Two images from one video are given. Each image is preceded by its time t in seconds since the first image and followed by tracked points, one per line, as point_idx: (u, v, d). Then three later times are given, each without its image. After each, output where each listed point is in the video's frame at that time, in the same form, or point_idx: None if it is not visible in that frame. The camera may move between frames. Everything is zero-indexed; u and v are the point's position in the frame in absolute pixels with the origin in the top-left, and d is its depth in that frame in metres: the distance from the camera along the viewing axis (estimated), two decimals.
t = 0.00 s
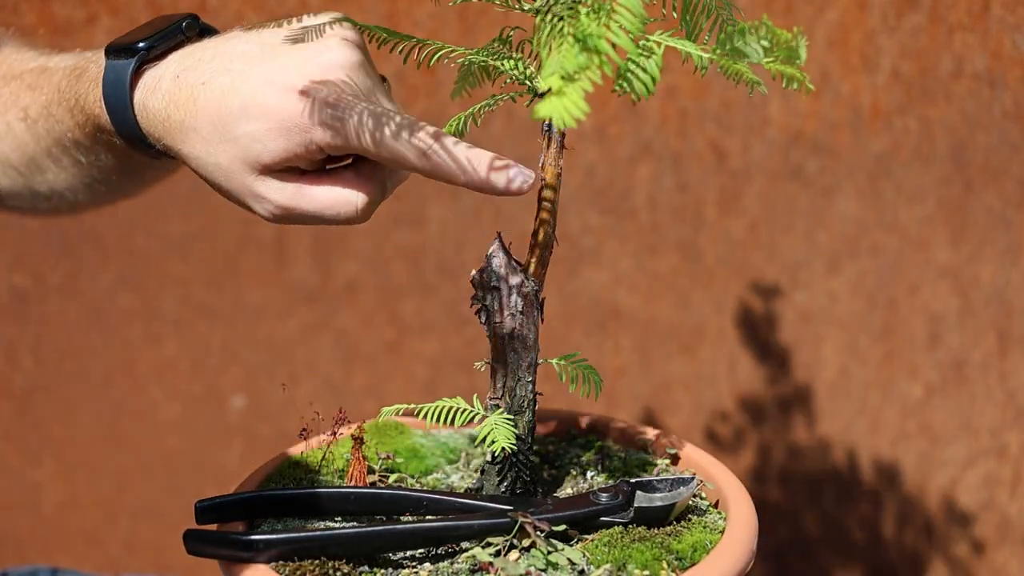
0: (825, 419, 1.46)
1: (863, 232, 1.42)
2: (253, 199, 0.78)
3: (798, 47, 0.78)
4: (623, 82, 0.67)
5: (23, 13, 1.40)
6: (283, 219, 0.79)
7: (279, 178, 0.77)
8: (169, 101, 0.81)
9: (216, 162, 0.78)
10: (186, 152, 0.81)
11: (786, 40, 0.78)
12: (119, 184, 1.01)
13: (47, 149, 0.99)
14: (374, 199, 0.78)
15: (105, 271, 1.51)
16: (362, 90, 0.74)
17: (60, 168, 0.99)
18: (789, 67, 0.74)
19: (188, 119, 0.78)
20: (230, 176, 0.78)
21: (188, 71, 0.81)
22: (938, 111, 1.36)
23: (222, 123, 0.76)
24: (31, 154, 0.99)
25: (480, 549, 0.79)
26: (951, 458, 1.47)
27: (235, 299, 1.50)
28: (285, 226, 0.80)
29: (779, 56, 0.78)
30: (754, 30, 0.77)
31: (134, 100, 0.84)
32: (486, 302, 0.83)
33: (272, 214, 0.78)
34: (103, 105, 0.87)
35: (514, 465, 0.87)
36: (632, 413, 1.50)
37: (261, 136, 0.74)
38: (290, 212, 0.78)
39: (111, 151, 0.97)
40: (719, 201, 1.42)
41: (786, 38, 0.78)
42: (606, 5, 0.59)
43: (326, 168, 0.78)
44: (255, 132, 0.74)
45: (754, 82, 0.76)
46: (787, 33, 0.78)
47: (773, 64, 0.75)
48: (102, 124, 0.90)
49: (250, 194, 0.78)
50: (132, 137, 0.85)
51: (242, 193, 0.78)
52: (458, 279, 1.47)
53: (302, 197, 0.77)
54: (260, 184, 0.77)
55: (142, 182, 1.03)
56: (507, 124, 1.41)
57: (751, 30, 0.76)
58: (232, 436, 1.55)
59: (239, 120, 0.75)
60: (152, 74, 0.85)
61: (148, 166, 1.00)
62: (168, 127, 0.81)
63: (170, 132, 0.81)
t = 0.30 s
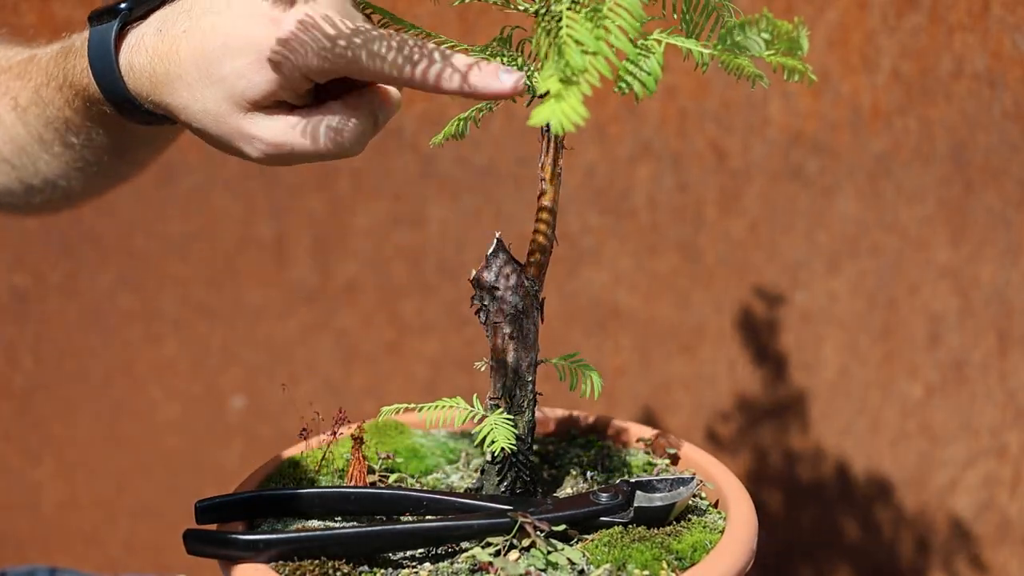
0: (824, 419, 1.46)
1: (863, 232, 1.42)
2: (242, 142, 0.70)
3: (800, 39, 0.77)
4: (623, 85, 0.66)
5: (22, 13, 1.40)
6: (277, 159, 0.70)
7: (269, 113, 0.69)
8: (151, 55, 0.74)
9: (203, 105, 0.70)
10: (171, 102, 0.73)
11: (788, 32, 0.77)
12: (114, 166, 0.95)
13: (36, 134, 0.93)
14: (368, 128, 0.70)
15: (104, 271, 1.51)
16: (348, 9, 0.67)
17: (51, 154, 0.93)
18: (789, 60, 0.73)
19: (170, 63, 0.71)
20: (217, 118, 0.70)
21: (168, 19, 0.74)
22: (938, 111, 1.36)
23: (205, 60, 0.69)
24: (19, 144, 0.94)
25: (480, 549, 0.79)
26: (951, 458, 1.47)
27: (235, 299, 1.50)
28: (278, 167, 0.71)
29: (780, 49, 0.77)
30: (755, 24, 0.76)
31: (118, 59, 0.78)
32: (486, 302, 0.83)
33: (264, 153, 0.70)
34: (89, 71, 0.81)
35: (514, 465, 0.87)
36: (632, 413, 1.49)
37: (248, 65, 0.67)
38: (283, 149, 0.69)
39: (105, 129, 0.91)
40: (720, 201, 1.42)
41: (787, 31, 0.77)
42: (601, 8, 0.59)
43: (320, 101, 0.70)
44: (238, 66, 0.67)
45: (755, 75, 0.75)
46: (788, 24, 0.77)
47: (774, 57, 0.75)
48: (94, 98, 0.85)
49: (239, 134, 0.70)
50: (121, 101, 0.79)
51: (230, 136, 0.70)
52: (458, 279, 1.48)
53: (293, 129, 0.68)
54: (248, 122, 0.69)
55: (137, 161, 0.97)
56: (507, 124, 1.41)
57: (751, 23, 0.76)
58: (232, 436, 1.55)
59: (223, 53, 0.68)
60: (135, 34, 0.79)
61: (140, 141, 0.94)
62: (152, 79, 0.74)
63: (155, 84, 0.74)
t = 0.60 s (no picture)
0: (824, 419, 1.46)
1: (863, 232, 1.42)
2: (249, 132, 0.67)
3: (796, 41, 0.78)
4: (623, 83, 0.67)
5: (22, 13, 1.40)
6: (286, 148, 0.67)
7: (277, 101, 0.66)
8: (156, 52, 0.71)
9: (208, 98, 0.67)
10: (175, 99, 0.70)
11: (784, 33, 0.78)
12: (115, 170, 0.92)
13: (36, 141, 0.90)
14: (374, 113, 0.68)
15: (105, 271, 1.51)
16: None
17: (50, 161, 0.90)
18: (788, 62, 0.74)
19: (174, 59, 0.69)
20: (223, 109, 0.67)
21: (171, 20, 0.72)
22: (938, 111, 1.36)
23: (210, 52, 0.66)
24: (18, 152, 0.91)
25: (480, 549, 0.79)
26: (951, 458, 1.47)
27: (235, 299, 1.50)
28: (287, 157, 0.67)
29: (778, 51, 0.78)
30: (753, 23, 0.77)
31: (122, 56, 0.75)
32: (486, 302, 0.83)
33: (271, 142, 0.66)
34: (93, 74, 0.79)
35: (515, 465, 0.87)
36: (631, 413, 1.49)
37: (254, 52, 0.64)
38: (293, 136, 0.66)
39: (105, 134, 0.87)
40: (720, 201, 1.42)
41: (784, 32, 0.78)
42: (601, 6, 0.59)
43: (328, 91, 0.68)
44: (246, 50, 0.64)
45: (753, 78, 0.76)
46: (785, 26, 0.78)
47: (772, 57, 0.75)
48: (96, 101, 0.82)
49: (245, 124, 0.66)
50: (128, 103, 0.76)
51: (236, 127, 0.67)
52: (458, 279, 1.48)
53: (303, 114, 0.65)
54: (256, 110, 0.66)
55: (139, 166, 0.93)
56: (507, 124, 1.41)
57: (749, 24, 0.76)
58: (233, 436, 1.55)
59: (228, 43, 0.65)
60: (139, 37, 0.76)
61: (142, 144, 0.91)
62: (156, 79, 0.71)
63: (160, 84, 0.71)
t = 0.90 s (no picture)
0: (824, 419, 1.46)
1: (863, 232, 1.42)
2: (239, 211, 0.78)
3: (799, 32, 0.78)
4: (624, 83, 0.67)
5: (22, 12, 1.40)
6: (269, 228, 0.78)
7: (263, 185, 0.77)
8: (155, 119, 0.81)
9: (202, 174, 0.78)
10: (172, 167, 0.80)
11: (787, 25, 0.78)
12: (104, 212, 0.97)
13: (27, 175, 0.95)
14: (359, 202, 0.77)
15: (104, 271, 1.51)
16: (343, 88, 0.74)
17: (40, 196, 0.96)
18: (791, 54, 0.73)
19: (173, 134, 0.78)
20: (215, 187, 0.78)
21: (172, 90, 0.81)
22: (938, 111, 1.36)
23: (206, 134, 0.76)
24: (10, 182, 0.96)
25: (480, 549, 0.79)
26: (951, 458, 1.47)
27: (235, 300, 1.50)
28: (270, 235, 0.79)
29: (780, 43, 0.78)
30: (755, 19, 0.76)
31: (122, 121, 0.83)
32: (486, 302, 0.83)
33: (257, 222, 0.78)
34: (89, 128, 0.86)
35: (515, 465, 0.87)
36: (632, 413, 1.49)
37: (244, 140, 0.74)
38: (277, 219, 0.77)
39: (97, 178, 0.94)
40: (720, 201, 1.42)
41: (787, 25, 0.78)
42: (605, 5, 0.59)
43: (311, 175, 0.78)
44: (235, 139, 0.74)
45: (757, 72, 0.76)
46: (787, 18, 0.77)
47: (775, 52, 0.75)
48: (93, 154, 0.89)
49: (235, 203, 0.78)
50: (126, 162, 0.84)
51: (226, 206, 0.78)
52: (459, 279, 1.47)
53: (285, 201, 0.76)
54: (244, 192, 0.77)
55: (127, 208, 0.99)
56: (507, 124, 1.41)
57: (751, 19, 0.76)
58: (232, 436, 1.54)
59: (221, 129, 0.75)
60: (139, 96, 0.84)
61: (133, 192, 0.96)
62: (155, 144, 0.80)
63: (158, 149, 0.81)
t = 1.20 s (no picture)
0: (824, 419, 1.46)
1: (864, 232, 1.41)
2: (249, 274, 0.80)
3: (800, 26, 0.78)
4: (624, 82, 0.67)
5: (22, 12, 1.40)
6: (277, 293, 0.80)
7: (274, 251, 0.79)
8: (168, 175, 0.82)
9: (214, 236, 0.80)
10: (183, 223, 0.82)
11: (788, 19, 0.78)
12: (104, 246, 0.99)
13: (31, 201, 0.96)
14: (369, 273, 0.81)
15: (104, 271, 1.51)
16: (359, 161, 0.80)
17: (41, 222, 0.97)
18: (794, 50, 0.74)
19: (187, 193, 0.80)
20: (226, 249, 0.79)
21: (188, 146, 0.83)
22: (938, 111, 1.36)
23: (221, 197, 0.78)
24: (13, 206, 0.97)
25: (480, 549, 0.78)
26: (951, 458, 1.46)
27: (235, 300, 1.50)
28: (276, 299, 0.81)
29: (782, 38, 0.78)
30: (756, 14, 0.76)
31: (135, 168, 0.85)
32: (486, 302, 0.83)
33: (267, 287, 0.80)
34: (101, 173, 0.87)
35: (515, 465, 0.87)
36: (632, 413, 1.50)
37: (260, 208, 0.76)
38: (287, 285, 0.79)
39: (99, 215, 0.95)
40: (720, 201, 1.42)
41: (788, 19, 0.78)
42: (605, 5, 0.59)
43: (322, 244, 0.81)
44: (253, 204, 0.76)
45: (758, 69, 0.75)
46: (788, 12, 0.78)
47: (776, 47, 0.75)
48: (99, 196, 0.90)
49: (244, 267, 0.80)
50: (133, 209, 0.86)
51: (237, 269, 0.80)
52: (459, 280, 1.47)
53: (297, 269, 0.79)
54: (256, 258, 0.79)
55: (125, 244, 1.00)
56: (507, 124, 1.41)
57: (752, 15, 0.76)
58: (232, 436, 1.55)
59: (237, 194, 0.77)
60: (153, 147, 0.86)
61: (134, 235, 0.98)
62: (167, 199, 0.82)
63: (170, 205, 0.82)
